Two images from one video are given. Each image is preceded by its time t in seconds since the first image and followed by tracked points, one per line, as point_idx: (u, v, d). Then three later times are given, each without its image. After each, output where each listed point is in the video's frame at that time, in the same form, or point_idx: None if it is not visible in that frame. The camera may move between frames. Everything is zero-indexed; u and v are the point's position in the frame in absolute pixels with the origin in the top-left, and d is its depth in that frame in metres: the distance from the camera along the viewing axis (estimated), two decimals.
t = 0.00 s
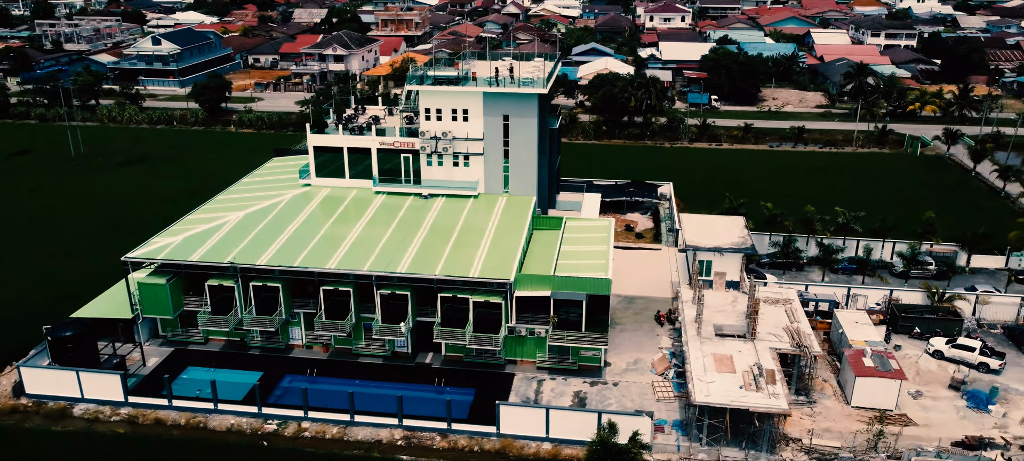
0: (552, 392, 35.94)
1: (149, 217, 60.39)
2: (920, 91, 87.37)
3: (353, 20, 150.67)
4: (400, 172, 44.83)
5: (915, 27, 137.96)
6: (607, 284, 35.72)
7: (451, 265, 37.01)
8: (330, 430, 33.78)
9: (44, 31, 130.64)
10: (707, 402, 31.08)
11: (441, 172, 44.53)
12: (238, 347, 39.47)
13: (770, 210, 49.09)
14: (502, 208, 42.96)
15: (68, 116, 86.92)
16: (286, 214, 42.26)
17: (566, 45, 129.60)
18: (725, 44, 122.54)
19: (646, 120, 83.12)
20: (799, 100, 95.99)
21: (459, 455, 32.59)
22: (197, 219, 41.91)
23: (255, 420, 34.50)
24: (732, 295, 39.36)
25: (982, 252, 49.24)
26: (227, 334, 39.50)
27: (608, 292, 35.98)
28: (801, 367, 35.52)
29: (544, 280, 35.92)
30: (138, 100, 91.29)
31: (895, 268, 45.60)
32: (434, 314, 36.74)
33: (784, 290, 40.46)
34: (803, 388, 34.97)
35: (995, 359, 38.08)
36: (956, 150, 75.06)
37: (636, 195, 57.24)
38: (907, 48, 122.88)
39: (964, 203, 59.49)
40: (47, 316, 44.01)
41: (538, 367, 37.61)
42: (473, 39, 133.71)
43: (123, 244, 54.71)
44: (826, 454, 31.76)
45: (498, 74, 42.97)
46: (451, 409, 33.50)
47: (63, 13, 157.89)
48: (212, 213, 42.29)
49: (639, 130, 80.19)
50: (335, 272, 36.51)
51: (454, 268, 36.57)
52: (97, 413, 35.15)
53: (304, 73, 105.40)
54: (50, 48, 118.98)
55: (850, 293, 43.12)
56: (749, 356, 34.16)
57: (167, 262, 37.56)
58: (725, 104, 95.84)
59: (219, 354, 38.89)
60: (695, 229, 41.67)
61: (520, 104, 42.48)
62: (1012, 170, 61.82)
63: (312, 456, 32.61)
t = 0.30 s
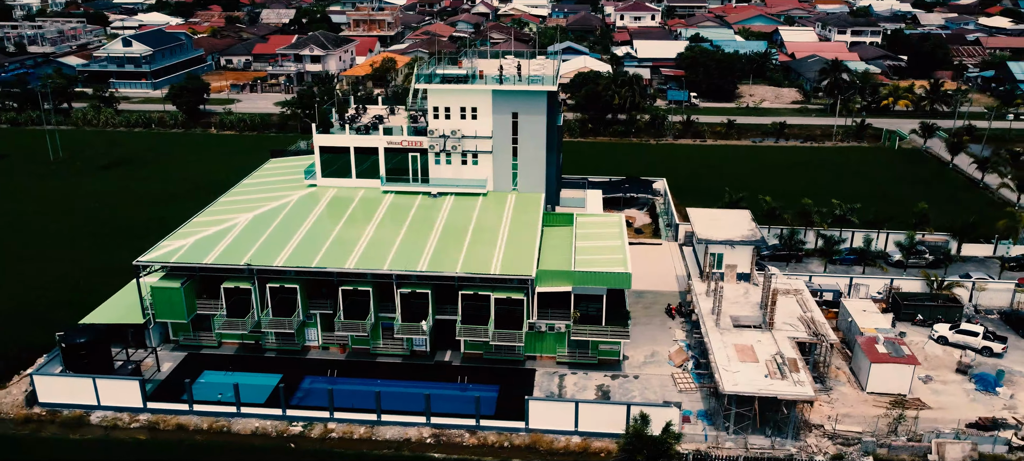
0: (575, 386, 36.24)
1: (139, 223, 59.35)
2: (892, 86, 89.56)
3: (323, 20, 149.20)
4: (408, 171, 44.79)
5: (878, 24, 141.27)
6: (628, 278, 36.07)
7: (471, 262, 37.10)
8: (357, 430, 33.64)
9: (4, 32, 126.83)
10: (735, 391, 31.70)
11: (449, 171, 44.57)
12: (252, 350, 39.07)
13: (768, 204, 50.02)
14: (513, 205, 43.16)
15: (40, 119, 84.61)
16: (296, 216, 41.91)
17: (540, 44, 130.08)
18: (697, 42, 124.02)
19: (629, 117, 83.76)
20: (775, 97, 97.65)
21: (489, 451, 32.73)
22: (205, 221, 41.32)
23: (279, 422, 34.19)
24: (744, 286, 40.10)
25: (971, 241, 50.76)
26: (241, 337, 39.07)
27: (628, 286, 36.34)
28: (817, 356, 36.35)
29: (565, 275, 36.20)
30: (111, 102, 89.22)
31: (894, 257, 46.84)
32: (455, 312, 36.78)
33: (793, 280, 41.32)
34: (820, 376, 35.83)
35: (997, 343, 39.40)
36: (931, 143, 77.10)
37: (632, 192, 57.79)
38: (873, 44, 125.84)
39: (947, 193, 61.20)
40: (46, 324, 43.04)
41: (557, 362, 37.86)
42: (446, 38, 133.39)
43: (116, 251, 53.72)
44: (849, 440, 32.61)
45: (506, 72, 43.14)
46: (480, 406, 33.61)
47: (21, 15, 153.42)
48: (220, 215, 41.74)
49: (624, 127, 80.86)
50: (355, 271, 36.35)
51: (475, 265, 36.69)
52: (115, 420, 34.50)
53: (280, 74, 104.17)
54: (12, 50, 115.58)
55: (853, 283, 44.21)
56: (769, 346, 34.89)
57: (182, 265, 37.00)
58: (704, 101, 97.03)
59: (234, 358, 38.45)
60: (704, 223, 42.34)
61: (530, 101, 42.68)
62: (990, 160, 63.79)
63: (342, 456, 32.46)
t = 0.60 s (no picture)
0: (598, 379, 36.56)
1: (127, 225, 58.31)
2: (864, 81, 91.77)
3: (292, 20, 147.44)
4: (417, 170, 44.72)
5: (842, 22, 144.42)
6: (649, 271, 36.49)
7: (492, 258, 37.20)
8: (387, 429, 33.49)
9: None
10: (763, 379, 32.37)
11: (458, 168, 44.57)
12: (269, 351, 38.67)
13: (766, 196, 50.96)
14: (523, 201, 43.35)
15: (11, 123, 82.19)
16: (307, 216, 41.52)
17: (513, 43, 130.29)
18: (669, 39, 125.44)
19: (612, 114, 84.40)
20: (750, 93, 99.31)
21: (522, 445, 32.85)
22: (214, 223, 40.68)
23: (307, 423, 33.87)
24: (755, 277, 40.84)
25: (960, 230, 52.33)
26: (258, 339, 38.64)
27: (648, 279, 36.76)
28: (833, 343, 37.25)
29: (586, 269, 36.57)
30: (84, 104, 87.01)
31: (890, 246, 48.17)
32: (477, 309, 36.81)
33: (801, 270, 42.25)
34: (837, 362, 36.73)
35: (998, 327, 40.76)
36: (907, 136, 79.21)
37: (628, 187, 58.29)
38: (838, 41, 128.71)
39: (927, 183, 63.07)
40: (43, 329, 42.03)
41: (578, 356, 38.14)
42: (419, 37, 132.81)
43: (104, 255, 52.63)
44: (871, 423, 33.49)
45: (515, 69, 43.24)
46: (510, 400, 33.70)
47: None
48: (229, 217, 41.14)
49: (609, 124, 81.43)
50: (378, 270, 36.21)
51: (497, 261, 36.80)
52: (136, 427, 33.80)
53: (255, 74, 102.75)
54: None
55: (854, 272, 45.33)
56: (789, 334, 35.65)
57: (198, 268, 36.43)
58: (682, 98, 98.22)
59: (252, 360, 38.01)
60: (713, 216, 43.00)
61: (539, 98, 42.87)
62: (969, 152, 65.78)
63: (374, 455, 32.30)
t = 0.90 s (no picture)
0: (620, 373, 36.94)
1: (122, 230, 57.63)
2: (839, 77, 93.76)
3: (262, 21, 145.41)
4: (425, 169, 44.67)
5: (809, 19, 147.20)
6: (667, 265, 36.93)
7: (513, 256, 37.37)
8: (416, 428, 33.43)
9: None
10: (788, 369, 33.05)
11: (467, 167, 44.61)
12: (287, 354, 38.35)
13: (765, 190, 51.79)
14: (534, 199, 43.58)
15: None
16: (320, 217, 41.27)
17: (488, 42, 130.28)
18: (643, 37, 126.54)
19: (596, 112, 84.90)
20: (728, 90, 100.72)
21: (552, 441, 33.05)
22: (227, 225, 40.21)
23: (334, 425, 33.65)
24: (765, 270, 41.62)
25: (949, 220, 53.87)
26: (275, 342, 38.30)
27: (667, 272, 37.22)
28: (846, 332, 38.18)
29: (608, 265, 37.00)
30: (57, 107, 84.76)
31: (887, 236, 49.41)
32: (498, 307, 36.90)
33: (807, 262, 43.18)
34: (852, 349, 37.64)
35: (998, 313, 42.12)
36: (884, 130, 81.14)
37: (625, 183, 58.85)
38: (807, 38, 131.16)
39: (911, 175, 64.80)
40: (48, 337, 41.16)
41: (597, 351, 38.51)
42: (393, 37, 132.01)
43: (99, 261, 51.66)
44: (889, 408, 34.39)
45: (523, 67, 43.38)
46: (537, 396, 33.89)
47: None
48: (240, 219, 40.68)
49: (594, 122, 81.88)
50: (400, 269, 36.15)
51: (518, 259, 36.99)
52: (160, 434, 33.24)
53: (231, 76, 100.92)
54: None
55: (855, 262, 46.39)
56: (806, 324, 36.45)
57: (217, 271, 35.99)
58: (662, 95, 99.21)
59: (270, 363, 37.67)
60: (721, 211, 43.73)
61: (549, 95, 43.08)
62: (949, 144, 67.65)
63: (405, 455, 32.24)
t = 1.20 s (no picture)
0: (643, 368, 37.38)
1: (110, 233, 56.47)
2: (814, 74, 95.79)
3: (230, 22, 143.17)
4: (436, 169, 44.65)
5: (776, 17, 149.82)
6: (687, 260, 37.48)
7: (535, 255, 37.61)
8: (448, 429, 33.48)
9: None
10: (813, 359, 33.83)
11: (478, 167, 44.69)
12: (308, 358, 38.05)
13: (764, 186, 52.71)
14: (546, 198, 43.83)
15: None
16: (335, 220, 41.00)
17: (462, 42, 130.06)
18: (617, 36, 127.56)
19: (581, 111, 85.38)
20: (705, 87, 102.08)
21: (585, 437, 33.34)
22: (241, 230, 39.76)
23: (366, 428, 33.48)
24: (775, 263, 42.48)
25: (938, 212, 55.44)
26: (296, 346, 37.97)
27: (687, 267, 37.76)
28: (858, 323, 39.20)
29: (630, 261, 37.44)
30: (30, 112, 82.48)
31: (883, 228, 50.66)
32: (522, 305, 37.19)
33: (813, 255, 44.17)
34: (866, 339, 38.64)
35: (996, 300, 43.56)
36: (861, 125, 83.05)
37: (622, 181, 59.35)
38: (775, 36, 133.62)
39: (895, 169, 66.49)
40: (50, 344, 40.24)
41: (617, 347, 38.91)
42: (366, 38, 131.08)
43: (91, 266, 50.55)
44: (907, 395, 35.40)
45: (533, 67, 43.65)
46: (567, 393, 34.21)
47: None
48: (255, 224, 40.24)
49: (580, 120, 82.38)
50: (424, 270, 36.10)
51: (541, 258, 37.22)
52: (189, 442, 32.73)
53: (206, 78, 98.90)
54: None
55: (856, 254, 47.51)
56: (823, 315, 37.35)
57: (239, 276, 35.59)
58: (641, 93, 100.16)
59: (292, 368, 37.33)
60: (730, 206, 44.48)
61: (559, 95, 43.36)
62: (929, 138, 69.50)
63: (441, 455, 32.27)
